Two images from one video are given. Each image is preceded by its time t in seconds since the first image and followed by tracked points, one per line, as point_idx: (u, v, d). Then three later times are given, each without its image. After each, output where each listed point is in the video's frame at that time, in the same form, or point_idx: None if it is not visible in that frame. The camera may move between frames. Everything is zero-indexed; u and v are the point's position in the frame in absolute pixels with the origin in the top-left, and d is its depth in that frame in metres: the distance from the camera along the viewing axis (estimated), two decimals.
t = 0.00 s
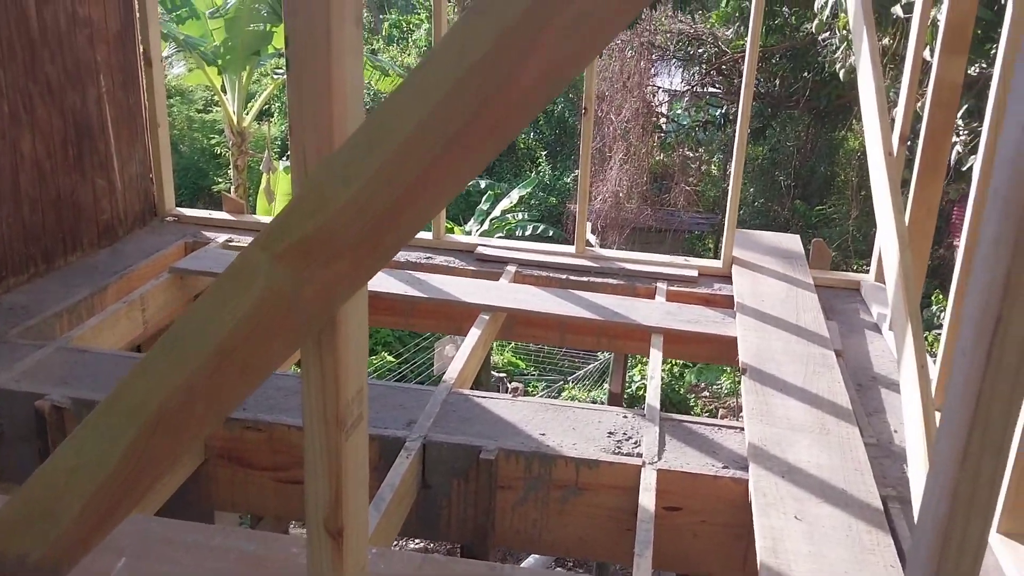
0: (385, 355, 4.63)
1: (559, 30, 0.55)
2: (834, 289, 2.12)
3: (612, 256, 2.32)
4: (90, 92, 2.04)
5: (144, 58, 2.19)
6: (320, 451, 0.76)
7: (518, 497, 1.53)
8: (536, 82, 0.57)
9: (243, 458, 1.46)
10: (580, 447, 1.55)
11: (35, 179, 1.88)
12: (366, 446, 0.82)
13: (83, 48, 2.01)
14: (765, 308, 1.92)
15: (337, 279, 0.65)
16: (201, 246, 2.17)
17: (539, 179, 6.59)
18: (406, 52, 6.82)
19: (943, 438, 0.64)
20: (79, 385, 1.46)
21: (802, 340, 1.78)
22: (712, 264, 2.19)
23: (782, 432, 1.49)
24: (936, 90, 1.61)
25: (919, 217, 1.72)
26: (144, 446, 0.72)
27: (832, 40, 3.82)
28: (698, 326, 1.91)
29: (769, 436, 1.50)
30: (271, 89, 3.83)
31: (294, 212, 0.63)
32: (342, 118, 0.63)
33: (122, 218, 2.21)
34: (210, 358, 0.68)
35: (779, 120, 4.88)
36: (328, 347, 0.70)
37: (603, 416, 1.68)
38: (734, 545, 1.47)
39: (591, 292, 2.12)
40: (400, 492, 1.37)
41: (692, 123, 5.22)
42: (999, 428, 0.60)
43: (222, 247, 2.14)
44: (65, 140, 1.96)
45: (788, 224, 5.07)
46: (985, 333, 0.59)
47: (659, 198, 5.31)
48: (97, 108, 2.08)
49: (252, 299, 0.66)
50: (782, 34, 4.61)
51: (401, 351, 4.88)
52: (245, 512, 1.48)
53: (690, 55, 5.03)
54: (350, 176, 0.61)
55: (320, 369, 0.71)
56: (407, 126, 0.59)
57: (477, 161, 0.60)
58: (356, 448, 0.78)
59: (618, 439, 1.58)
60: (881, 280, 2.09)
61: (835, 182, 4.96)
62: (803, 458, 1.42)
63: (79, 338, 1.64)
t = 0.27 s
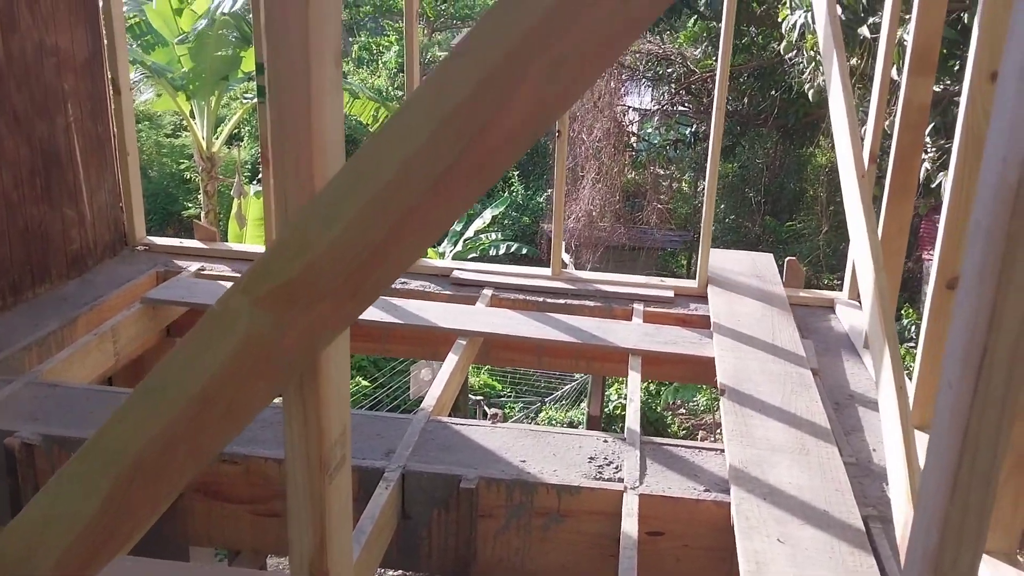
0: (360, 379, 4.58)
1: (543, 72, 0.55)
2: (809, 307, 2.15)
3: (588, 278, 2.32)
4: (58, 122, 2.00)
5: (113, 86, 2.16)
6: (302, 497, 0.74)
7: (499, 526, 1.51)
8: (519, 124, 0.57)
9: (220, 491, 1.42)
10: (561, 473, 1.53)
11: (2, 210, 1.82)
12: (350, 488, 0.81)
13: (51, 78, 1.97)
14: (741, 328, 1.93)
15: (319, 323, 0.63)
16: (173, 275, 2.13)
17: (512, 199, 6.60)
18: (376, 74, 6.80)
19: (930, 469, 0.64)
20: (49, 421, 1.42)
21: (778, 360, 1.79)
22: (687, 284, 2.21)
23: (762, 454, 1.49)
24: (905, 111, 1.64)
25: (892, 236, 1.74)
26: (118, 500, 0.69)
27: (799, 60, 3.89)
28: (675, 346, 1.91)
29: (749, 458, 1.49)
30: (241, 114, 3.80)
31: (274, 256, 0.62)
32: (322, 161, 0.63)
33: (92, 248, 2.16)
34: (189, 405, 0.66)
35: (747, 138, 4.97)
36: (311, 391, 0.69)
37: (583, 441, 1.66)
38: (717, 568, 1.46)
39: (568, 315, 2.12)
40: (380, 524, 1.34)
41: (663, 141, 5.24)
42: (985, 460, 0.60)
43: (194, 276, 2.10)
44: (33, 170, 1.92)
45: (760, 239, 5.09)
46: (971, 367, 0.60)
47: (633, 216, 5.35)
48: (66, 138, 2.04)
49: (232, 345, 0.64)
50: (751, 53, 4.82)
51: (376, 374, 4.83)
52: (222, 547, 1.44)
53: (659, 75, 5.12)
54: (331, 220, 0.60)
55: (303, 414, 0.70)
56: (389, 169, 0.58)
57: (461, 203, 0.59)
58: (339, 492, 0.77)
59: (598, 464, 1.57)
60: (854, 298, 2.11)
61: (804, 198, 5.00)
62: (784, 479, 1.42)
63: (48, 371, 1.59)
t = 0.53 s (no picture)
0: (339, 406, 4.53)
1: (530, 116, 0.56)
2: (787, 328, 2.17)
3: (569, 301, 2.32)
4: (30, 153, 1.96)
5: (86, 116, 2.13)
6: (290, 545, 0.72)
7: (484, 557, 1.49)
8: (508, 166, 0.57)
9: (201, 527, 1.38)
10: (545, 501, 1.52)
11: None
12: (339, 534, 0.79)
13: (23, 108, 1.93)
14: (722, 349, 1.93)
15: (304, 371, 0.62)
16: (149, 306, 2.09)
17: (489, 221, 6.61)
18: (350, 98, 6.79)
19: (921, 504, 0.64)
20: (23, 460, 1.38)
21: (760, 381, 1.79)
22: (667, 307, 2.22)
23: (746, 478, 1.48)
24: (879, 133, 1.66)
25: (868, 256, 1.76)
26: (103, 549, 0.68)
27: (770, 82, 3.95)
28: (657, 369, 1.91)
29: (733, 482, 1.48)
30: (216, 141, 3.77)
31: (258, 304, 0.61)
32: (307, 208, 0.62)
33: (65, 280, 2.11)
34: (173, 456, 0.64)
35: (720, 157, 5.06)
36: (298, 438, 0.68)
37: (567, 468, 1.65)
38: None
39: (549, 339, 2.11)
40: (364, 559, 1.32)
41: (637, 162, 5.33)
42: (977, 496, 0.60)
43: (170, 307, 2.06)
44: (3, 203, 1.87)
45: (735, 257, 5.19)
46: (960, 406, 0.60)
47: (610, 236, 5.38)
48: (38, 169, 2.00)
49: (217, 395, 0.63)
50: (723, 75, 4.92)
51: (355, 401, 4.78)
52: None
53: (633, 97, 5.19)
54: (317, 266, 0.60)
55: (290, 462, 0.68)
56: (376, 214, 0.58)
57: (449, 247, 0.59)
58: (328, 539, 0.75)
59: (583, 491, 1.56)
60: (831, 318, 2.14)
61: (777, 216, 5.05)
62: (769, 503, 1.41)
63: (22, 408, 1.55)
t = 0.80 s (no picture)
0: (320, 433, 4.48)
1: (522, 160, 0.56)
2: (770, 349, 2.18)
3: (552, 325, 2.32)
4: (5, 184, 1.93)
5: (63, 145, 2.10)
6: None
7: None
8: (501, 209, 0.57)
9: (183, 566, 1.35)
10: (533, 531, 1.50)
11: None
12: None
13: None
14: (706, 373, 1.94)
15: (298, 416, 0.62)
16: (128, 337, 2.06)
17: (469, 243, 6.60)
18: (328, 123, 6.77)
19: (918, 537, 0.64)
20: None
21: (743, 404, 1.79)
22: (650, 329, 2.22)
23: (733, 502, 1.47)
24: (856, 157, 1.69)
25: (850, 277, 1.79)
26: None
27: (746, 105, 4.00)
28: (641, 394, 1.90)
29: (721, 506, 1.47)
30: (194, 167, 3.75)
31: (251, 349, 0.60)
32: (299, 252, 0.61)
33: (41, 312, 2.07)
34: (163, 504, 0.63)
35: (697, 178, 5.12)
36: (291, 483, 0.67)
37: (553, 496, 1.64)
38: None
39: (533, 365, 2.10)
40: None
41: (615, 183, 5.39)
42: (974, 525, 0.61)
43: (150, 338, 2.03)
44: None
45: (713, 276, 5.23)
46: (955, 438, 0.60)
47: (589, 257, 5.40)
48: (14, 201, 1.96)
49: (209, 441, 0.62)
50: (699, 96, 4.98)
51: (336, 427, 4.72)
52: None
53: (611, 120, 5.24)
54: (309, 312, 0.59)
55: (283, 508, 0.67)
56: (370, 258, 0.58)
57: (444, 290, 0.59)
58: None
59: (570, 519, 1.54)
60: (812, 338, 2.16)
61: (754, 235, 5.11)
62: (757, 528, 1.40)
63: None
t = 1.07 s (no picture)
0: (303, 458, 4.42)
1: (515, 196, 0.56)
2: (755, 369, 2.19)
3: (537, 347, 2.32)
4: None
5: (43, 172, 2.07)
6: None
7: None
8: (494, 244, 0.57)
9: None
10: (521, 557, 1.49)
11: None
12: None
13: None
14: (692, 394, 1.94)
15: (290, 452, 0.61)
16: (109, 365, 2.03)
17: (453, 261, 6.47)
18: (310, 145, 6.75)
19: (911, 567, 0.64)
20: None
21: (730, 425, 1.80)
22: (635, 350, 2.22)
23: (721, 525, 1.46)
24: (838, 178, 1.71)
25: (833, 297, 1.80)
26: None
27: (726, 125, 4.03)
28: (627, 416, 1.90)
29: (708, 529, 1.46)
30: (174, 191, 3.72)
31: (243, 385, 0.60)
32: (292, 286, 0.61)
33: (21, 340, 2.03)
34: (154, 541, 0.63)
35: (678, 197, 5.12)
36: (283, 520, 0.66)
37: (542, 521, 1.62)
38: None
39: (519, 388, 2.10)
40: None
41: (598, 203, 5.40)
42: (967, 553, 0.61)
43: (132, 366, 2.00)
44: None
45: (696, 293, 5.27)
46: (948, 467, 0.60)
47: (572, 276, 5.42)
48: None
49: (200, 478, 0.61)
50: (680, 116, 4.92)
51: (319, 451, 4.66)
52: None
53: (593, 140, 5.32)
54: (302, 348, 0.59)
55: (275, 544, 0.66)
56: (363, 293, 0.57)
57: (437, 324, 0.58)
58: None
59: (559, 545, 1.53)
60: (796, 358, 2.17)
61: (735, 252, 5.15)
62: (745, 551, 1.39)
63: None
